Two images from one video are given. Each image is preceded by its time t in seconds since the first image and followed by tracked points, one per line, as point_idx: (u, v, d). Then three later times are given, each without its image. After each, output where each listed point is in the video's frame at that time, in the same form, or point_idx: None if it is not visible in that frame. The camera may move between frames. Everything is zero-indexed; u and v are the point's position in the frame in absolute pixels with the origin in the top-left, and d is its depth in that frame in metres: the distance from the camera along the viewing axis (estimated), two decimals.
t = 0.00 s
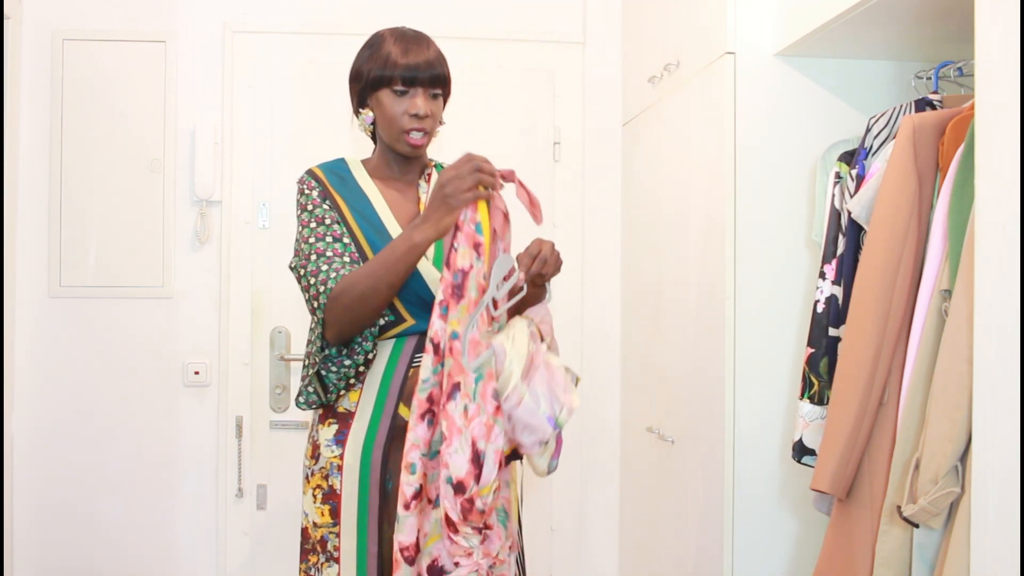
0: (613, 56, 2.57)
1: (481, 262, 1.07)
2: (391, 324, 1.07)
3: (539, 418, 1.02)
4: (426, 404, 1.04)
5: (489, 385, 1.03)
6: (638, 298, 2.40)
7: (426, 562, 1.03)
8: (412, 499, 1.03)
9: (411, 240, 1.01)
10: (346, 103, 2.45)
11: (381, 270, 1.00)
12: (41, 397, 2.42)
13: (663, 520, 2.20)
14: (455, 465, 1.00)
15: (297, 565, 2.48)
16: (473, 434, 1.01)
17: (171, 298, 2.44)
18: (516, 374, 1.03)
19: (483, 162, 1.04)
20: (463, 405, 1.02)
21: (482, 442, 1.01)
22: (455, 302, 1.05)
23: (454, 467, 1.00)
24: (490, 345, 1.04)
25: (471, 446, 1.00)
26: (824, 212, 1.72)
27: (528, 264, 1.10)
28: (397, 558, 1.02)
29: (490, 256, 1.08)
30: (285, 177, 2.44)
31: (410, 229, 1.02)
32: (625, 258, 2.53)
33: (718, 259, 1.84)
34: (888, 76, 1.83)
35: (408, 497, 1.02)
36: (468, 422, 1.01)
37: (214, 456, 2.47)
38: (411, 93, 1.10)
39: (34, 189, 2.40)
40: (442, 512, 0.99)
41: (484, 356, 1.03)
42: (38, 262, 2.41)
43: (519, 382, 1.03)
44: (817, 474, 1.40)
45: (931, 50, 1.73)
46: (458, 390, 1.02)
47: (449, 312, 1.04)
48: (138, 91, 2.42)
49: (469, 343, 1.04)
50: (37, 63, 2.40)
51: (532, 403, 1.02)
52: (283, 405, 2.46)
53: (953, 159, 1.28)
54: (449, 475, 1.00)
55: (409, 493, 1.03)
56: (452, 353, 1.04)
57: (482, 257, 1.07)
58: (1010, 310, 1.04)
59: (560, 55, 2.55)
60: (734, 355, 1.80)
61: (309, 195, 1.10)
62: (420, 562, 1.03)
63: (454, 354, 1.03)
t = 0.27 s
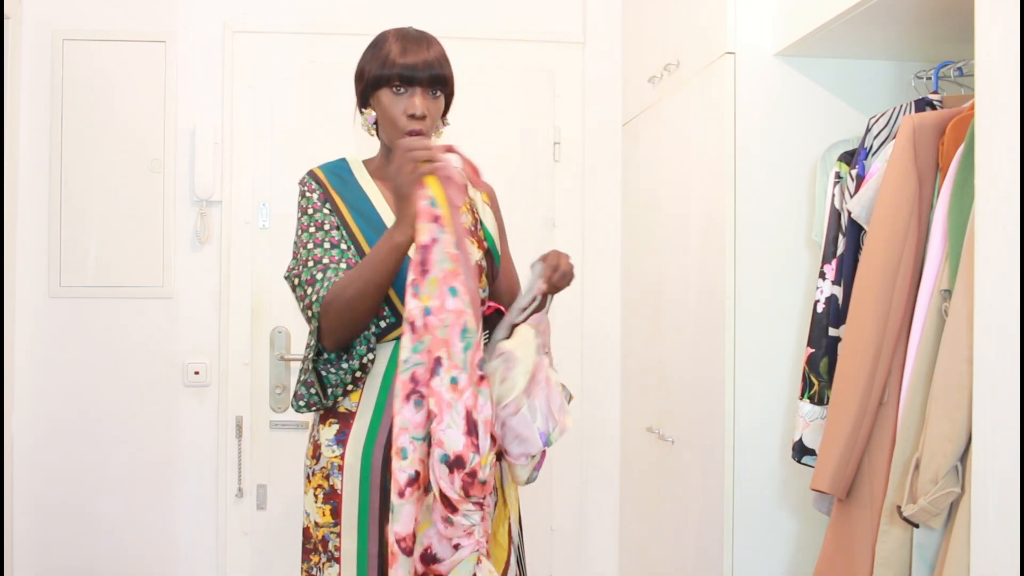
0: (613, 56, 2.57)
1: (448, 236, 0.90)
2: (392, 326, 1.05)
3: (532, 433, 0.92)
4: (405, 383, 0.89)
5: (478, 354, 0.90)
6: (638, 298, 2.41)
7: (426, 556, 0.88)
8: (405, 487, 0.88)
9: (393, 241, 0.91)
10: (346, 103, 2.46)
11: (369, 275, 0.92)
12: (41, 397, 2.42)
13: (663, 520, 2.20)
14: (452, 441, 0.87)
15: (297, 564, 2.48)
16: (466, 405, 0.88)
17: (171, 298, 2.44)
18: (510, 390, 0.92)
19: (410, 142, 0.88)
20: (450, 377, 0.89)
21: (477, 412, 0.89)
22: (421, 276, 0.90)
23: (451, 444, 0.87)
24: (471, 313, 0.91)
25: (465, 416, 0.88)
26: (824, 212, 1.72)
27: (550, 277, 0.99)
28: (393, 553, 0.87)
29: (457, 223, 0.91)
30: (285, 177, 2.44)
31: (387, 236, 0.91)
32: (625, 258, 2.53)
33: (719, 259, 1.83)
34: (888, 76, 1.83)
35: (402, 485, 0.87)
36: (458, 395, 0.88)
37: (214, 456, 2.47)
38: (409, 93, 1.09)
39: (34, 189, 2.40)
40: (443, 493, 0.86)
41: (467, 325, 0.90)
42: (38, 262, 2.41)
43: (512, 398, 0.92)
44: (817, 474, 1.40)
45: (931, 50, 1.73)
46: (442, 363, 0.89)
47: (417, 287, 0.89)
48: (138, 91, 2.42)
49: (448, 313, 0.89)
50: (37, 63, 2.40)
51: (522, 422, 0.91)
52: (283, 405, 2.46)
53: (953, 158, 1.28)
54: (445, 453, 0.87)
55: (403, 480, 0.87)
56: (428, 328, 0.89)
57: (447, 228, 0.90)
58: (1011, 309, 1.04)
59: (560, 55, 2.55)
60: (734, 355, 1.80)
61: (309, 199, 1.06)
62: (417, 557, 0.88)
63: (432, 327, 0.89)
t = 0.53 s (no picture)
0: (613, 56, 2.57)
1: (406, 281, 0.98)
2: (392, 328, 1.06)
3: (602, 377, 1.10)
4: (369, 437, 0.96)
5: (442, 404, 0.97)
6: (638, 297, 2.41)
7: None
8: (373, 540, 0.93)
9: (364, 271, 0.96)
10: (346, 102, 2.46)
11: (347, 298, 0.98)
12: (41, 397, 2.42)
13: (663, 520, 2.20)
14: (423, 492, 0.94)
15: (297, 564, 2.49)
16: (433, 456, 0.95)
17: (171, 298, 2.44)
18: (580, 343, 1.09)
19: (372, 195, 0.91)
20: (416, 428, 0.96)
21: (445, 462, 0.96)
22: (383, 327, 0.97)
23: (422, 496, 0.94)
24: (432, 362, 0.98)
25: (433, 469, 0.95)
26: (824, 212, 1.72)
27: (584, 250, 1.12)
28: None
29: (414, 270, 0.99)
30: (285, 176, 2.45)
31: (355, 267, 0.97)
32: (625, 258, 2.53)
33: (719, 259, 1.84)
34: (888, 77, 1.83)
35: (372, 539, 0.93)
36: (423, 446, 0.96)
37: (214, 456, 2.47)
38: (410, 96, 1.09)
39: (34, 188, 2.40)
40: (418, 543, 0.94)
41: (429, 374, 0.97)
42: (38, 262, 2.41)
43: (579, 351, 1.09)
44: (817, 474, 1.40)
45: (932, 50, 1.73)
46: (407, 415, 0.96)
47: (379, 340, 0.97)
48: (137, 91, 2.42)
49: (409, 363, 0.97)
50: (37, 63, 2.40)
51: (590, 370, 1.08)
52: (282, 405, 2.46)
53: (953, 159, 1.28)
54: (418, 505, 0.94)
55: (369, 534, 0.93)
56: (392, 379, 0.97)
57: (407, 275, 0.98)
58: (1011, 309, 1.04)
59: (560, 55, 2.55)
60: (734, 355, 1.80)
61: (307, 204, 1.09)
62: None
63: (394, 379, 0.96)
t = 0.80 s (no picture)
0: (613, 56, 2.57)
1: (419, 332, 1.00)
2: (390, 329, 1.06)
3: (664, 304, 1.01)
4: (349, 473, 0.98)
5: (425, 457, 0.98)
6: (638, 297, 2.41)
7: None
8: None
9: (367, 294, 0.97)
10: (347, 102, 2.46)
11: (342, 316, 0.98)
12: (41, 397, 2.43)
13: (663, 520, 2.20)
14: (383, 540, 0.95)
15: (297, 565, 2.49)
16: (406, 507, 0.96)
17: (171, 298, 2.44)
18: (632, 269, 1.01)
19: (412, 248, 0.96)
20: (394, 476, 0.97)
21: (413, 515, 0.97)
22: (387, 371, 0.99)
23: (383, 543, 0.96)
24: (427, 415, 0.99)
25: (402, 519, 0.96)
26: (824, 212, 1.72)
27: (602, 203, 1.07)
28: None
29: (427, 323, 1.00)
30: (285, 177, 2.45)
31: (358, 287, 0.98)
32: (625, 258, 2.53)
33: (719, 259, 1.84)
34: (888, 77, 1.83)
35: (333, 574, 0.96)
36: (400, 495, 0.97)
37: (214, 456, 2.47)
38: (412, 91, 1.10)
39: (34, 188, 2.40)
40: None
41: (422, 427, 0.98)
42: (38, 262, 2.41)
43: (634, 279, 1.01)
44: (817, 474, 1.40)
45: (932, 50, 1.73)
46: (388, 461, 0.97)
47: (380, 383, 0.99)
48: (137, 91, 2.42)
49: (404, 412, 0.98)
50: (37, 63, 2.40)
51: (650, 292, 1.01)
52: (283, 405, 2.46)
53: (954, 158, 1.28)
54: (376, 550, 0.96)
55: (335, 569, 0.96)
56: (384, 423, 0.98)
57: (419, 327, 1.00)
58: (1010, 308, 1.05)
59: (560, 55, 2.55)
60: (734, 355, 1.80)
61: (304, 207, 1.09)
62: None
63: (386, 423, 0.98)
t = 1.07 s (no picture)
0: (613, 56, 2.57)
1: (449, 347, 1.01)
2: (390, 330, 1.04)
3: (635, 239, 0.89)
4: (363, 475, 0.97)
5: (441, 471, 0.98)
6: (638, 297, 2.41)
7: None
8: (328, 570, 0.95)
9: (394, 298, 0.99)
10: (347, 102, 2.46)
11: (362, 321, 0.99)
12: (41, 397, 2.42)
13: (663, 520, 2.20)
14: (394, 545, 0.95)
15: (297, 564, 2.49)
16: (420, 516, 0.95)
17: (171, 298, 2.44)
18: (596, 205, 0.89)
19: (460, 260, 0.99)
20: (411, 485, 0.96)
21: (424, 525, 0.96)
22: (414, 382, 1.00)
23: (392, 547, 0.95)
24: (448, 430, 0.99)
25: (414, 526, 0.95)
26: (824, 212, 1.72)
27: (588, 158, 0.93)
28: None
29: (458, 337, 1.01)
30: (285, 176, 2.45)
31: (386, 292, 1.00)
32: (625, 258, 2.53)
33: (719, 259, 1.84)
34: (888, 77, 1.83)
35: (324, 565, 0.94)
36: (415, 503, 0.96)
37: (214, 456, 2.47)
38: (401, 86, 1.09)
39: (34, 188, 2.40)
40: None
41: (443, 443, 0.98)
42: (39, 263, 2.42)
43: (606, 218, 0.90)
44: (817, 474, 1.40)
45: (932, 51, 1.73)
46: (407, 470, 0.97)
47: (406, 393, 0.99)
48: (138, 91, 2.42)
49: (428, 424, 0.98)
50: (37, 63, 2.40)
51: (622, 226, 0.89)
52: (283, 405, 2.46)
53: (953, 159, 1.28)
54: (383, 554, 0.95)
55: (327, 562, 0.95)
56: (407, 433, 0.98)
57: (449, 342, 1.01)
58: (1010, 308, 1.05)
59: (560, 55, 2.55)
60: (734, 356, 1.80)
61: (305, 209, 1.09)
62: None
63: (410, 433, 0.98)
